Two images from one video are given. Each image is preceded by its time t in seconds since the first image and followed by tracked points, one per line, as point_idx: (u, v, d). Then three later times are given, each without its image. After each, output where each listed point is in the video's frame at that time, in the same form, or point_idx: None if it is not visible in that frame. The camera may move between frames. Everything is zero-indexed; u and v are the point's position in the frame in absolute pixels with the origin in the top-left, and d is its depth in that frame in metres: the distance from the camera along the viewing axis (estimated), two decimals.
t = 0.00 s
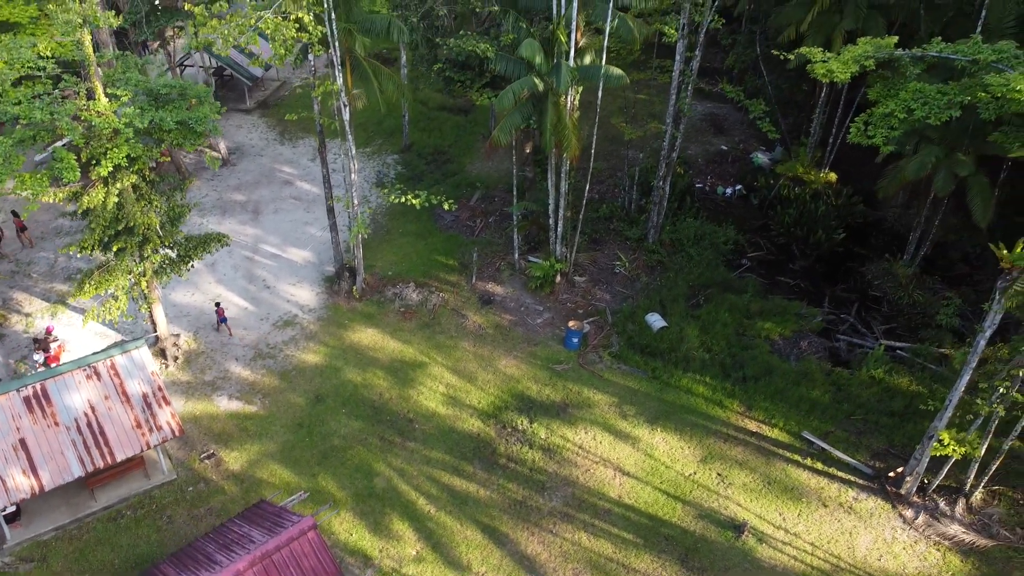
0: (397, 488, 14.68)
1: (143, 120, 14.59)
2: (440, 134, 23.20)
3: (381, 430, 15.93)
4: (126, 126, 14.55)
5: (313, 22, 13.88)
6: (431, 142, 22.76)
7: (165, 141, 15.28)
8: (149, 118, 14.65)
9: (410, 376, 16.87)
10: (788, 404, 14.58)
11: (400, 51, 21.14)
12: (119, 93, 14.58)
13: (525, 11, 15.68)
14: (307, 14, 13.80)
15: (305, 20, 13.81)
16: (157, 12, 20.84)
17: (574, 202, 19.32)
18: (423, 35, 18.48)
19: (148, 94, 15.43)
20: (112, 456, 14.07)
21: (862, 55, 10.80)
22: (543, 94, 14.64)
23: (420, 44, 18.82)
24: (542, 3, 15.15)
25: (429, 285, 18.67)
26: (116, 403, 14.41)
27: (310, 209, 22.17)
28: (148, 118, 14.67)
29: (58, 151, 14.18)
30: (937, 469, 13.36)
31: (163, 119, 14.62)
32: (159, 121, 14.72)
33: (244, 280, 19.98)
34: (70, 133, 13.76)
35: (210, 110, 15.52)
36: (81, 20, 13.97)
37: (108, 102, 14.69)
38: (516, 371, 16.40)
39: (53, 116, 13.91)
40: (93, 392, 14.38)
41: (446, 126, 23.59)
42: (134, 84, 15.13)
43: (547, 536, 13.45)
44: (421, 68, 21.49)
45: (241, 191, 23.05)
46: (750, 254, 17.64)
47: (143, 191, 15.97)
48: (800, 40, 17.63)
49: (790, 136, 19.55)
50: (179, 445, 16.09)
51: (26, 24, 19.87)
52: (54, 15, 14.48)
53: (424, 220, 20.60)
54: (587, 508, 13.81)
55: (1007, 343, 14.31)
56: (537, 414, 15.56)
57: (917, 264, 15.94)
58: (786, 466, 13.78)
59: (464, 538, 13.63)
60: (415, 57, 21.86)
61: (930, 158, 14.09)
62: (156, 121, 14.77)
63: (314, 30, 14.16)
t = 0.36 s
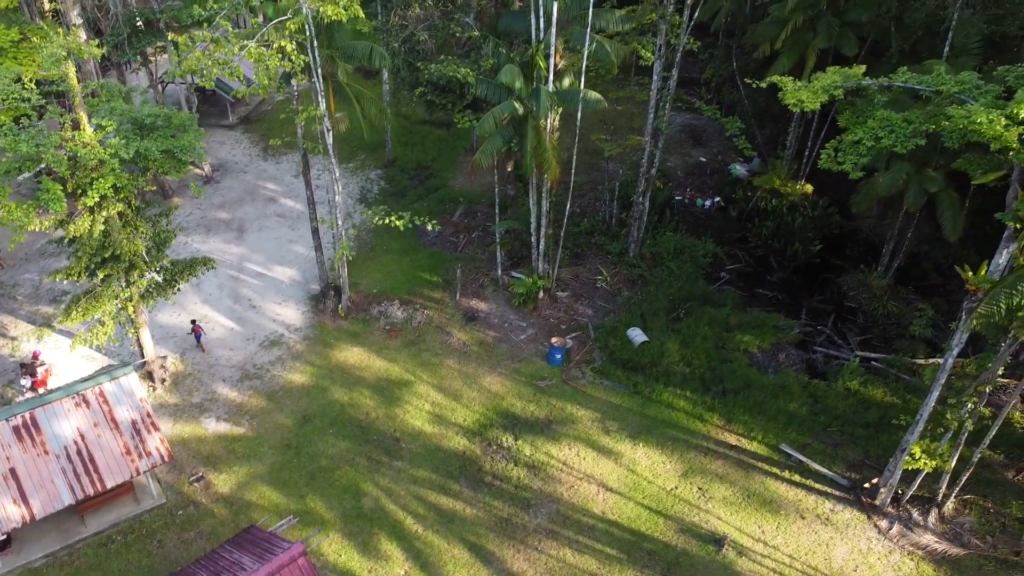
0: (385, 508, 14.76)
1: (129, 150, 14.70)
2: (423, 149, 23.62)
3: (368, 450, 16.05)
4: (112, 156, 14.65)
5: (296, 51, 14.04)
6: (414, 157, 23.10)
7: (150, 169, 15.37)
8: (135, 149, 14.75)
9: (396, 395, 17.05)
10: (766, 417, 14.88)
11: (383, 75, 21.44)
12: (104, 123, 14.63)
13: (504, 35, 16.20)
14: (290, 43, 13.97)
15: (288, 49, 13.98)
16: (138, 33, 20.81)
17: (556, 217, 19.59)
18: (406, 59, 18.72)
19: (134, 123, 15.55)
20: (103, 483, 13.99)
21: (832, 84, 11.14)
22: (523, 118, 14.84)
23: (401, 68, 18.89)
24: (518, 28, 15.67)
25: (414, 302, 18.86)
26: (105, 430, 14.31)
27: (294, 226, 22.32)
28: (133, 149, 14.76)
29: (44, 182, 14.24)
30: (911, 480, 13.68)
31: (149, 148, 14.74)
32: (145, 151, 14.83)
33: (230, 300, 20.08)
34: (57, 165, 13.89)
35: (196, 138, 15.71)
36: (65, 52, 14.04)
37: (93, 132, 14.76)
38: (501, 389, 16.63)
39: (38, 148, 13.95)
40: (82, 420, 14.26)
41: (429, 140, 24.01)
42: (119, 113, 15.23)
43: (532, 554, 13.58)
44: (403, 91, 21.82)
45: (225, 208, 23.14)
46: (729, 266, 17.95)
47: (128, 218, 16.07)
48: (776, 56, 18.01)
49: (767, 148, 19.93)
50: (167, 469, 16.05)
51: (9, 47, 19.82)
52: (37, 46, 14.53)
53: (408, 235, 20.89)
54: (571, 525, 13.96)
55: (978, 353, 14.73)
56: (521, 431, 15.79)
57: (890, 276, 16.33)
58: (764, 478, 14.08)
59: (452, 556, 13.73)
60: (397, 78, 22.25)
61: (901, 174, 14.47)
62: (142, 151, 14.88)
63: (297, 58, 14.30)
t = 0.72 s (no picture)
0: (372, 527, 14.76)
1: (114, 179, 14.76)
2: (406, 163, 24.13)
3: (354, 470, 16.08)
4: (97, 185, 14.71)
5: (279, 79, 14.20)
6: (397, 171, 23.54)
7: (135, 197, 15.46)
8: (120, 177, 14.82)
9: (382, 413, 17.19)
10: (744, 430, 15.17)
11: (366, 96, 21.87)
12: (89, 153, 14.70)
13: (484, 58, 17.07)
14: (273, 73, 14.14)
15: (270, 78, 14.12)
16: (122, 54, 20.85)
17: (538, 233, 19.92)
18: (387, 82, 18.81)
19: (118, 151, 15.60)
20: (92, 509, 13.75)
21: (802, 113, 11.47)
22: (503, 142, 15.01)
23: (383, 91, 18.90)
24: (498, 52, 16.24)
25: (398, 319, 19.05)
26: (94, 455, 14.12)
27: (278, 244, 22.46)
28: (118, 178, 14.82)
29: (29, 212, 14.29)
30: (885, 491, 13.98)
31: (133, 177, 14.82)
32: (130, 179, 14.91)
33: (215, 319, 20.12)
34: (42, 196, 13.98)
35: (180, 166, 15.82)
36: (49, 84, 14.05)
37: (78, 161, 14.80)
38: (485, 406, 16.83)
39: (23, 180, 14.02)
40: (71, 446, 14.06)
41: (409, 154, 24.50)
42: (103, 141, 15.28)
43: (518, 570, 13.59)
44: (387, 112, 22.19)
45: (209, 226, 23.22)
46: (708, 279, 18.28)
47: (114, 244, 16.15)
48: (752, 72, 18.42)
49: (743, 161, 20.39)
50: (155, 491, 15.83)
51: None
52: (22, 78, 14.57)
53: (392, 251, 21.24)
54: (555, 541, 14.02)
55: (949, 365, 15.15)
56: (505, 447, 15.96)
57: (864, 288, 16.75)
58: (743, 491, 14.34)
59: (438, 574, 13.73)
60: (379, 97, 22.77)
61: (873, 191, 14.88)
62: (126, 180, 14.93)
63: (279, 86, 14.44)
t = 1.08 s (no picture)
0: (360, 547, 14.67)
1: (101, 208, 14.83)
2: (389, 177, 24.64)
3: (342, 488, 16.01)
4: (84, 215, 14.75)
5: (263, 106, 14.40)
6: (381, 186, 24.04)
7: (122, 225, 15.57)
8: (107, 206, 14.89)
9: (368, 432, 17.21)
10: (725, 443, 15.46)
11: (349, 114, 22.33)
12: (75, 182, 14.77)
13: (466, 80, 17.53)
14: (257, 100, 14.28)
15: (254, 105, 14.30)
16: (105, 76, 20.62)
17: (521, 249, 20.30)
18: (370, 105, 18.95)
19: (104, 178, 15.59)
20: (83, 535, 13.56)
21: (775, 141, 11.75)
22: (485, 164, 15.22)
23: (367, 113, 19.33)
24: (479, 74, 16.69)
25: (384, 336, 19.32)
26: (84, 481, 13.91)
27: (263, 260, 22.63)
28: (104, 207, 14.94)
29: (16, 241, 14.30)
30: (860, 502, 14.30)
31: (120, 205, 14.93)
32: (117, 208, 14.98)
33: (201, 338, 20.09)
34: (29, 225, 13.99)
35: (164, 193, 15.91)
36: (35, 115, 14.01)
37: (64, 190, 14.86)
38: (470, 422, 17.02)
39: (9, 210, 14.04)
40: (61, 472, 13.84)
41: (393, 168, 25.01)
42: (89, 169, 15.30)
43: None
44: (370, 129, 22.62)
45: (194, 244, 23.36)
46: (689, 291, 18.72)
47: (101, 269, 16.06)
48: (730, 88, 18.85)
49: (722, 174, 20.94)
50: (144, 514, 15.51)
51: None
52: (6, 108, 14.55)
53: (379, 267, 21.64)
54: (541, 557, 14.11)
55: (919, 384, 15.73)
56: (490, 463, 16.08)
57: (840, 298, 17.29)
58: (723, 504, 14.57)
59: None
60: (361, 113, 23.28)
61: (847, 208, 15.31)
62: (113, 208, 15.05)
63: (264, 113, 14.78)
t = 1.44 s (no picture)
0: (352, 565, 14.68)
1: (90, 234, 14.82)
2: (376, 189, 25.02)
3: (333, 505, 16.05)
4: (73, 241, 14.75)
5: (251, 131, 14.56)
6: (367, 199, 24.41)
7: (111, 249, 15.59)
8: (96, 232, 14.88)
9: (358, 448, 17.29)
10: (708, 454, 15.72)
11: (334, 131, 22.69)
12: (64, 208, 14.75)
13: (451, 100, 17.92)
14: (244, 124, 14.48)
15: (242, 130, 14.43)
16: (90, 94, 20.78)
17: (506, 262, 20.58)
18: (355, 126, 19.04)
19: (92, 204, 15.49)
20: (76, 559, 13.35)
21: (752, 165, 12.11)
22: (471, 185, 15.37)
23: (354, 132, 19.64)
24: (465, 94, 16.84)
25: (371, 351, 19.51)
26: (77, 504, 13.73)
27: (250, 276, 22.77)
28: (94, 233, 14.86)
29: (6, 268, 14.31)
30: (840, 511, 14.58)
31: (110, 231, 14.92)
32: (107, 234, 14.96)
33: (190, 356, 20.11)
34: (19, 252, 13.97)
35: (152, 217, 15.94)
36: (24, 144, 13.68)
37: (52, 217, 14.78)
38: (459, 437, 17.17)
39: None
40: (53, 496, 13.66)
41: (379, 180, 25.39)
42: (78, 194, 15.25)
43: None
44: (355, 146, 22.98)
45: (181, 260, 23.45)
46: (672, 302, 19.16)
47: (91, 292, 16.07)
48: (710, 103, 19.23)
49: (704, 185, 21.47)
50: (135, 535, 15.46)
51: None
52: None
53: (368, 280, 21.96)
54: (529, 571, 14.19)
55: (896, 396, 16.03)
56: (479, 479, 16.20)
57: (821, 308, 17.74)
58: (708, 515, 14.78)
59: None
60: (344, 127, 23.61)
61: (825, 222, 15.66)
62: (102, 235, 15.01)
63: (251, 137, 14.90)
